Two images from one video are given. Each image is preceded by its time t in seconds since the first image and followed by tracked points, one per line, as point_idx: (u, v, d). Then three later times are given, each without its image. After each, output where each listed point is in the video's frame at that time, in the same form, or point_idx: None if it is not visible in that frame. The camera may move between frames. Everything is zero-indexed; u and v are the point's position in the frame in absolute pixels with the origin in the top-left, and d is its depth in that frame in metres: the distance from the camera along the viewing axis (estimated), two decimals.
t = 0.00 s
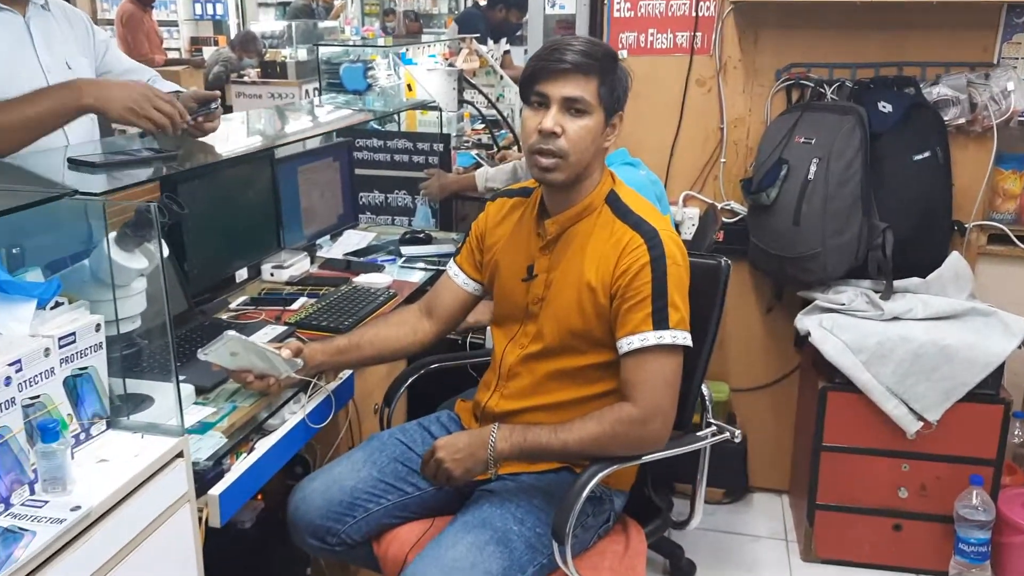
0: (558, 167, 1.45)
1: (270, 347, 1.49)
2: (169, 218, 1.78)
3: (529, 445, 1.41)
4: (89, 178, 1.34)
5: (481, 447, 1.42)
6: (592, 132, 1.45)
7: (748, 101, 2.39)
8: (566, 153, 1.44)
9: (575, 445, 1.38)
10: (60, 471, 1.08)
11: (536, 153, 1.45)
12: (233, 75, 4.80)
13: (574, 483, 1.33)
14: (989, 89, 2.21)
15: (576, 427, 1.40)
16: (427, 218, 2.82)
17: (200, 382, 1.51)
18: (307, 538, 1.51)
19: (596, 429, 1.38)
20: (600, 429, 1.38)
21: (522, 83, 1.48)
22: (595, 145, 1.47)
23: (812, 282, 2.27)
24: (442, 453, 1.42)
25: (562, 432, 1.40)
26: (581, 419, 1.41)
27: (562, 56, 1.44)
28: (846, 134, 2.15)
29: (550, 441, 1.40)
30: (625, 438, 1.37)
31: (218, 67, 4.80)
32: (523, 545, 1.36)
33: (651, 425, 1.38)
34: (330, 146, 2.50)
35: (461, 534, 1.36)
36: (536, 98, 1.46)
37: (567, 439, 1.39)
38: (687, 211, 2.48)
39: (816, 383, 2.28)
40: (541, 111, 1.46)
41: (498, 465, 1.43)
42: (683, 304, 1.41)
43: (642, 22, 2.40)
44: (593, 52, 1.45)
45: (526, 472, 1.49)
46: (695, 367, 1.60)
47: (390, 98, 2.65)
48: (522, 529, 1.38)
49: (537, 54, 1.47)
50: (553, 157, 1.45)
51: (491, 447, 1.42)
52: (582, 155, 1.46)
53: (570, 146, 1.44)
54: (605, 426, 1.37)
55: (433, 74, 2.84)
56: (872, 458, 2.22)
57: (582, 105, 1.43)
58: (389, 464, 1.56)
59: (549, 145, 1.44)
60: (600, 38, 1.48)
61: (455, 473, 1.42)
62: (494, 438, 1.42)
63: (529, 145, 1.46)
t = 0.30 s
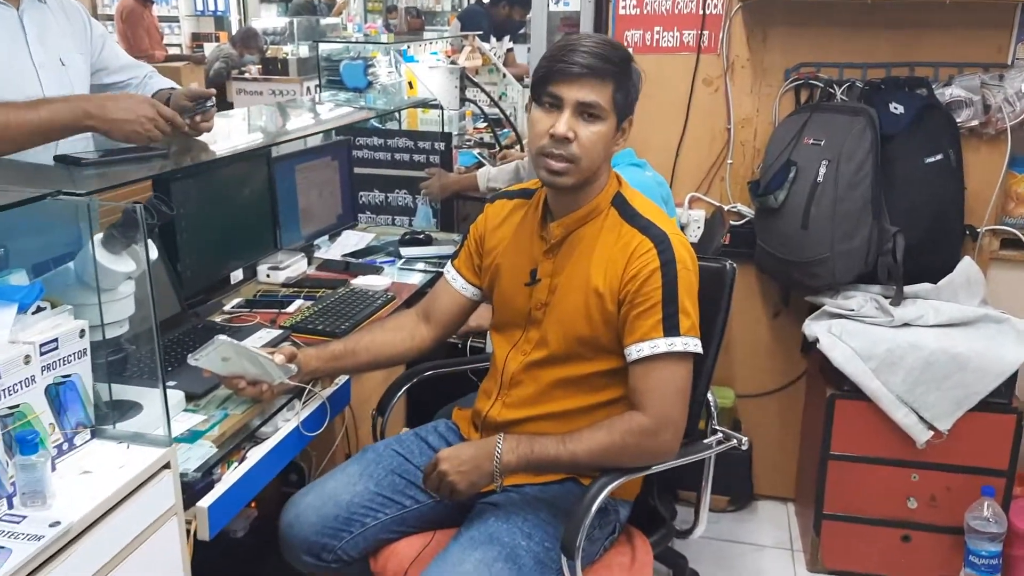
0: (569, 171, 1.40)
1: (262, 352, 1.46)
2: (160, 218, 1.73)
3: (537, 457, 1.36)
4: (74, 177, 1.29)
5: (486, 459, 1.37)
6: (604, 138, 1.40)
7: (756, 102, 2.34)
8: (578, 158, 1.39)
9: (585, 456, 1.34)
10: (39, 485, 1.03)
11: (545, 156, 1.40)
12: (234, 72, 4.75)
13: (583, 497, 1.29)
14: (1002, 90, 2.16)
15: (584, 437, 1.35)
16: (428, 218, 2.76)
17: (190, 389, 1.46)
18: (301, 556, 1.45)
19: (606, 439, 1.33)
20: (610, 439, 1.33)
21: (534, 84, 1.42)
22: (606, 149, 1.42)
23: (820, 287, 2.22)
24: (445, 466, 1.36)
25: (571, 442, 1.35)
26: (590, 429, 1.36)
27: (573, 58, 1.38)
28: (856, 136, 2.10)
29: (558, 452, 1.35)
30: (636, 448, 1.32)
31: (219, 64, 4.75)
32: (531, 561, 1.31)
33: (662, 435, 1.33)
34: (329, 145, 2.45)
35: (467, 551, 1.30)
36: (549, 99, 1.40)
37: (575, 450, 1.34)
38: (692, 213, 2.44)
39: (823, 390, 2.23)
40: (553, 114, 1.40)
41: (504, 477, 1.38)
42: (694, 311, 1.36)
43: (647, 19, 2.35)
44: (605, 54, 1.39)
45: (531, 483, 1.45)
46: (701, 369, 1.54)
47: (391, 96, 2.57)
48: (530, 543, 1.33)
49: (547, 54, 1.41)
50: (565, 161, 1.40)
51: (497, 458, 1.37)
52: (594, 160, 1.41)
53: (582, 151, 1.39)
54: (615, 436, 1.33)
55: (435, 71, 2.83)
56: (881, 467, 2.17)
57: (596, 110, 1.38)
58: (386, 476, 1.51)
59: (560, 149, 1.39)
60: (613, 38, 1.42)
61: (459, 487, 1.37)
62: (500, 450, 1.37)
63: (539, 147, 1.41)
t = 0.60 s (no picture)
0: (586, 177, 1.36)
1: (262, 359, 1.41)
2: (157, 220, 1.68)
3: (555, 470, 1.32)
4: (66, 178, 1.25)
5: (502, 474, 1.33)
6: (624, 143, 1.36)
7: (769, 103, 2.30)
8: (596, 163, 1.35)
9: (604, 468, 1.29)
10: (27, 500, 1.00)
11: (563, 160, 1.36)
12: (238, 68, 4.70)
13: (602, 509, 1.24)
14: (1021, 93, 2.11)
15: (601, 449, 1.31)
16: (433, 218, 2.71)
17: (187, 396, 1.42)
18: None
19: (626, 451, 1.29)
20: (630, 450, 1.28)
21: (550, 87, 1.38)
22: (624, 154, 1.38)
23: (832, 293, 2.17)
24: (458, 481, 1.32)
25: (588, 454, 1.31)
26: (608, 440, 1.31)
27: (591, 60, 1.34)
28: (872, 139, 2.05)
29: (576, 464, 1.31)
30: (656, 460, 1.28)
31: (223, 60, 4.70)
32: None
33: (681, 446, 1.29)
34: (332, 144, 2.41)
35: (483, 569, 1.26)
36: (567, 102, 1.36)
37: (593, 463, 1.30)
38: (702, 216, 2.39)
39: (835, 398, 2.19)
40: (572, 117, 1.36)
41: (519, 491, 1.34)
42: (712, 317, 1.32)
43: (658, 18, 2.30)
44: (624, 56, 1.35)
45: (544, 496, 1.41)
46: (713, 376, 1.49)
47: (396, 95, 2.53)
48: (548, 560, 1.29)
49: (563, 56, 1.37)
50: (582, 166, 1.35)
51: (514, 473, 1.32)
52: (612, 164, 1.37)
53: (602, 156, 1.35)
54: (634, 448, 1.28)
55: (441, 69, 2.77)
56: (894, 477, 2.12)
57: (617, 114, 1.34)
58: (390, 492, 1.47)
59: (580, 154, 1.34)
60: (632, 39, 1.38)
61: (473, 501, 1.33)
62: (516, 465, 1.33)
63: (556, 151, 1.36)
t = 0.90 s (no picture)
0: (599, 175, 1.31)
1: (262, 363, 1.37)
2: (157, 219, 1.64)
3: (577, 478, 1.25)
4: (62, 176, 1.21)
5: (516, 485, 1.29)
6: (638, 140, 1.32)
7: (781, 102, 2.26)
8: (611, 161, 1.31)
9: (625, 475, 1.24)
10: (18, 511, 0.96)
11: (575, 158, 1.31)
12: (241, 64, 4.66)
13: (622, 522, 1.20)
14: None
15: (622, 454, 1.26)
16: (437, 217, 2.68)
17: (186, 401, 1.39)
18: None
19: (648, 458, 1.24)
20: (652, 458, 1.23)
21: (561, 83, 1.34)
22: (638, 151, 1.34)
23: (845, 297, 2.13)
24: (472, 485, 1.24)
25: (609, 459, 1.26)
26: (628, 446, 1.27)
27: (604, 54, 1.30)
28: (887, 140, 2.01)
29: (597, 471, 1.26)
30: (678, 466, 1.24)
31: (225, 55, 4.65)
32: None
33: (703, 453, 1.25)
34: (336, 141, 2.37)
35: None
36: (579, 97, 1.32)
37: (615, 470, 1.24)
38: (713, 217, 2.35)
39: (847, 404, 2.15)
40: (585, 112, 1.32)
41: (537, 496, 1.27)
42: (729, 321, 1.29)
43: (670, 16, 2.25)
44: (637, 50, 1.31)
45: (558, 505, 1.36)
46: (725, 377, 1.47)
47: (400, 91, 2.49)
48: (568, 573, 1.25)
49: (574, 51, 1.33)
50: (596, 163, 1.31)
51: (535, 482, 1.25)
52: (625, 162, 1.33)
53: (616, 153, 1.30)
54: (657, 455, 1.23)
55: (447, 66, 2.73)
56: (907, 485, 2.08)
57: (632, 109, 1.30)
58: (396, 504, 1.44)
59: (594, 151, 1.30)
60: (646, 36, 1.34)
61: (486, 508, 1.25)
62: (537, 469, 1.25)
63: (569, 148, 1.31)
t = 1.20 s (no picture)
0: (610, 172, 1.30)
1: (264, 363, 1.35)
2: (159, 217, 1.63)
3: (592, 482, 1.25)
4: (62, 173, 1.20)
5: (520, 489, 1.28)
6: (647, 137, 1.30)
7: (788, 101, 2.24)
8: (619, 159, 1.29)
9: (637, 476, 1.23)
10: (14, 515, 0.94)
11: (584, 155, 1.30)
12: (244, 59, 4.64)
13: (632, 527, 1.18)
14: None
15: (632, 457, 1.24)
16: (441, 214, 2.64)
17: (187, 402, 1.38)
18: None
19: (657, 460, 1.22)
20: (662, 460, 1.22)
21: (566, 80, 1.32)
22: (645, 149, 1.32)
23: (852, 298, 2.11)
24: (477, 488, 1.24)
25: (618, 462, 1.24)
26: (637, 448, 1.25)
27: (609, 51, 1.28)
28: (897, 139, 1.99)
29: (609, 474, 1.24)
30: (690, 468, 1.22)
31: (228, 50, 4.62)
32: None
33: (714, 455, 1.23)
34: (340, 138, 2.35)
35: None
36: (585, 95, 1.30)
37: (624, 472, 1.23)
38: (719, 217, 2.32)
39: (853, 406, 2.13)
40: (591, 110, 1.30)
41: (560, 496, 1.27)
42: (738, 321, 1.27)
43: (677, 13, 2.23)
44: (644, 46, 1.29)
45: (567, 508, 1.36)
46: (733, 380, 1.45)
47: (404, 88, 2.44)
48: None
49: (579, 48, 1.31)
50: (605, 161, 1.29)
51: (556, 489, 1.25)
52: (634, 160, 1.31)
53: (626, 151, 1.29)
54: (668, 458, 1.22)
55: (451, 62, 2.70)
56: (912, 488, 2.07)
57: (639, 106, 1.28)
58: (400, 510, 1.43)
59: (603, 148, 1.28)
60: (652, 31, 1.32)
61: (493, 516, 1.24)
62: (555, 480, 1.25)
63: (577, 147, 1.30)
